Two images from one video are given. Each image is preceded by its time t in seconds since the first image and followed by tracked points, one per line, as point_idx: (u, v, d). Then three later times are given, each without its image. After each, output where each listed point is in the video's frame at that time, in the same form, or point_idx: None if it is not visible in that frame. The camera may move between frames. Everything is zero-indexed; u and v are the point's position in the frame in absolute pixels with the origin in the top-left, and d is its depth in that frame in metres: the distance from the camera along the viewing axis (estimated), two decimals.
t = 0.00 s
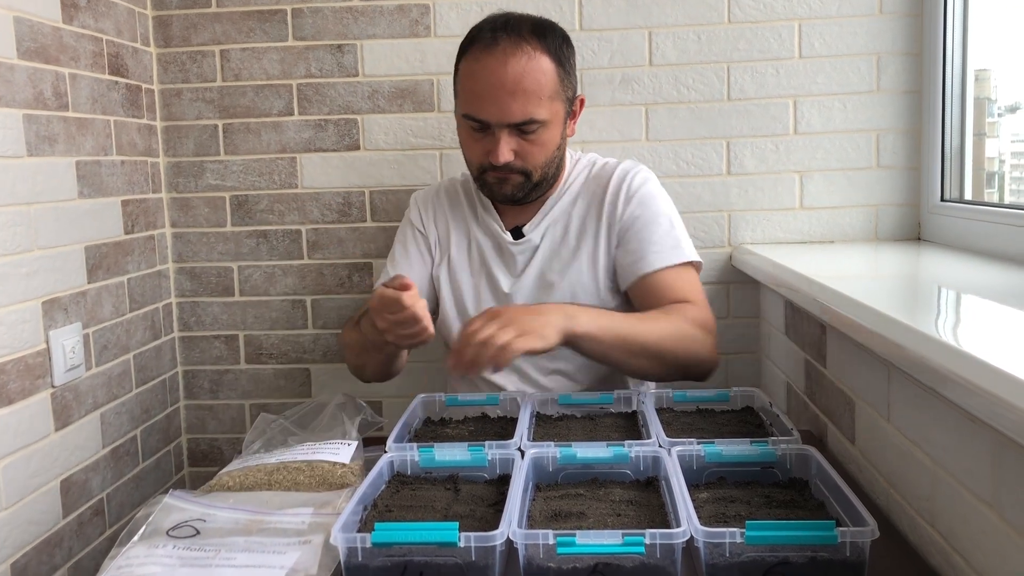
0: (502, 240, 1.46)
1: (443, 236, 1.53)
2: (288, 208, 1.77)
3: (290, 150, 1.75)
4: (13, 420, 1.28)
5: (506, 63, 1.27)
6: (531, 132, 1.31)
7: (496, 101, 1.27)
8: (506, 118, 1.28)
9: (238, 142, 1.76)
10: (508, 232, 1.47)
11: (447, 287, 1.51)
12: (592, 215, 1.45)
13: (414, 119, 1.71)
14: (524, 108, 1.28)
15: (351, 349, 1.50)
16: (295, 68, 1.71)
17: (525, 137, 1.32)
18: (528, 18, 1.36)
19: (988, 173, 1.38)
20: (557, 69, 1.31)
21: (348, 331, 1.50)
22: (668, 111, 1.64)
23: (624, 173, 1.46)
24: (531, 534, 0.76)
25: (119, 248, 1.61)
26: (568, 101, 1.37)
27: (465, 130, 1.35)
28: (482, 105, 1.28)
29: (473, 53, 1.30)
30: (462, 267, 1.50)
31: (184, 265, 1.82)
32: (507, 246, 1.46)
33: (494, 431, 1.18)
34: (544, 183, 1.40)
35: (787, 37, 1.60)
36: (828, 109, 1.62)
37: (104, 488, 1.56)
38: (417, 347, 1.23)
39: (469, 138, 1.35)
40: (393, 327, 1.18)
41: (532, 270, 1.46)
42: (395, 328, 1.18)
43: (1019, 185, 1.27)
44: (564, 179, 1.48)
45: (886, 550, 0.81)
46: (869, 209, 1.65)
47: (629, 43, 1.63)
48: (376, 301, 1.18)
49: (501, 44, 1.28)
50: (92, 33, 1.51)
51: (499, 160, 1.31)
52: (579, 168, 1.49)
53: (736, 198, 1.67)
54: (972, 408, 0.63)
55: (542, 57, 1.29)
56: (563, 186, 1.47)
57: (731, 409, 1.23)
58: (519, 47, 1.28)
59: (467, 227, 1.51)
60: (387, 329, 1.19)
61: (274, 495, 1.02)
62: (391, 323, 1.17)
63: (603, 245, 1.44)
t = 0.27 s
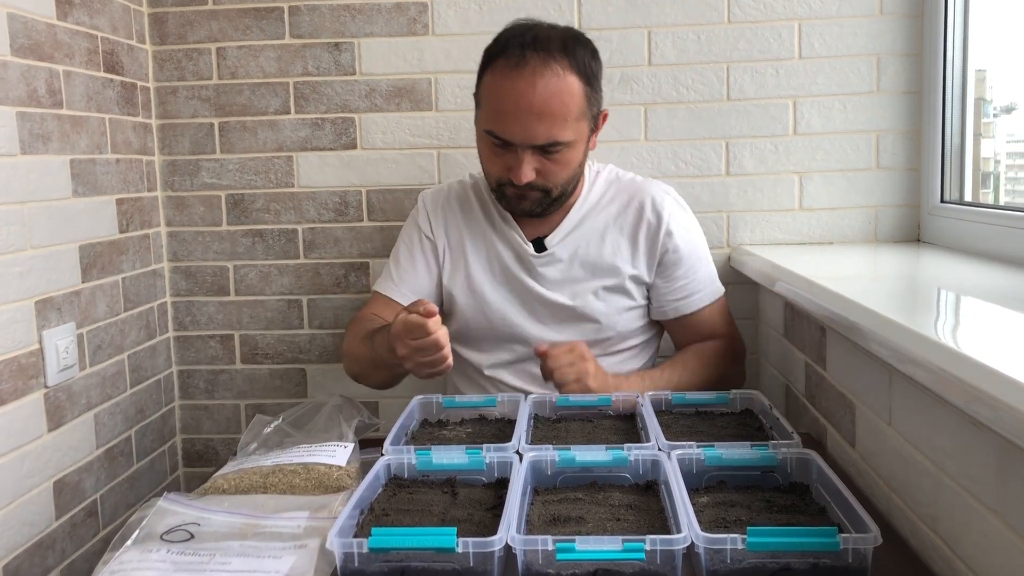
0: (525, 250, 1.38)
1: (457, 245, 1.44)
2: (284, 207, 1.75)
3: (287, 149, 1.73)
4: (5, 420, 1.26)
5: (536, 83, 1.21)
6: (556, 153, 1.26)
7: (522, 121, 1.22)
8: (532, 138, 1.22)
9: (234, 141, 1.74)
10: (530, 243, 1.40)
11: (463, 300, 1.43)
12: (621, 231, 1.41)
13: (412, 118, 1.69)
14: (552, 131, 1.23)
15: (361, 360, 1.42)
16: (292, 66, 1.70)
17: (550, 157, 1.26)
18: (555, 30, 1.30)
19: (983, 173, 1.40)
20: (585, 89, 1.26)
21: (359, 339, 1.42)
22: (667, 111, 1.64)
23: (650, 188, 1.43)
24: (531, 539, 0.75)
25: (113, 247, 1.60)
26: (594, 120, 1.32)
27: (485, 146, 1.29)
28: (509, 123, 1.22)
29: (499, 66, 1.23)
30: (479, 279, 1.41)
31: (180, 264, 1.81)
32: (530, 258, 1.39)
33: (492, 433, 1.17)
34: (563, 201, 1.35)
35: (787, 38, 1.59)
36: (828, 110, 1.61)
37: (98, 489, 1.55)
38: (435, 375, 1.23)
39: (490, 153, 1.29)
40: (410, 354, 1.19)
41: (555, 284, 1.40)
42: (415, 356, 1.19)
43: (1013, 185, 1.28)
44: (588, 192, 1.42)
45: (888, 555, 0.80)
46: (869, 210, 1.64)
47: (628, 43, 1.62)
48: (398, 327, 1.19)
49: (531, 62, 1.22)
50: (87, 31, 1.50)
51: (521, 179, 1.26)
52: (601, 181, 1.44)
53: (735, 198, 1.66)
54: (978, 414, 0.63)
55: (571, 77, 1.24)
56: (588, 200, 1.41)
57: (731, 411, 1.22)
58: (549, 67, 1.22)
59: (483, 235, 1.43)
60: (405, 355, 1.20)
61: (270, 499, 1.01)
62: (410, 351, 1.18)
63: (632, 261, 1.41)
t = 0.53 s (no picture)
0: (535, 261, 1.36)
1: (466, 250, 1.42)
2: (277, 206, 1.73)
3: (280, 147, 1.71)
4: None
5: (558, 107, 1.14)
6: (571, 176, 1.21)
7: (541, 146, 1.16)
8: (548, 163, 1.17)
9: (226, 139, 1.72)
10: (541, 253, 1.37)
11: (470, 305, 1.41)
12: (633, 247, 1.38)
13: (406, 117, 1.67)
14: (570, 156, 1.17)
15: (355, 360, 1.41)
16: (285, 64, 1.68)
17: (565, 180, 1.21)
18: (582, 45, 1.23)
19: (978, 171, 1.40)
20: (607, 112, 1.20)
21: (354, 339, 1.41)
22: (664, 110, 1.62)
23: (665, 204, 1.40)
24: (526, 548, 0.73)
25: (103, 247, 1.57)
26: (613, 140, 1.26)
27: (498, 160, 1.23)
28: (526, 145, 1.16)
29: (520, 83, 1.17)
30: (488, 286, 1.39)
31: (171, 263, 1.78)
32: (541, 270, 1.36)
33: (487, 436, 1.16)
34: (573, 216, 1.31)
35: (785, 35, 1.57)
36: (826, 108, 1.59)
37: (87, 492, 1.53)
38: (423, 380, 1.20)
39: (502, 169, 1.23)
40: (405, 354, 1.16)
41: (563, 295, 1.37)
42: (410, 357, 1.16)
43: (1007, 182, 1.29)
44: (602, 204, 1.39)
45: (890, 563, 0.79)
46: (867, 210, 1.63)
47: (625, 40, 1.60)
48: (399, 325, 1.16)
49: (555, 82, 1.15)
50: (76, 27, 1.47)
51: (532, 200, 1.21)
52: (615, 193, 1.41)
53: (732, 198, 1.65)
54: (983, 422, 0.61)
55: (593, 99, 1.17)
56: (601, 212, 1.38)
57: (729, 414, 1.20)
58: (572, 89, 1.16)
59: (493, 242, 1.40)
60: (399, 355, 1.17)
61: (261, 505, 0.99)
62: (407, 351, 1.15)
63: (642, 278, 1.38)
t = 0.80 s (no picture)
0: (529, 259, 1.34)
1: (459, 247, 1.40)
2: (265, 202, 1.71)
3: (268, 143, 1.69)
4: None
5: (559, 110, 1.11)
6: (567, 180, 1.18)
7: (539, 148, 1.13)
8: (546, 166, 1.14)
9: (213, 134, 1.69)
10: (535, 251, 1.35)
11: (462, 303, 1.39)
12: (628, 246, 1.37)
13: (395, 111, 1.65)
14: (568, 160, 1.14)
15: (342, 351, 1.38)
16: (272, 58, 1.65)
17: (561, 183, 1.19)
18: (586, 46, 1.20)
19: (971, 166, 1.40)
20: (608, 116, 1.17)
21: (343, 330, 1.38)
22: (655, 104, 1.61)
23: (662, 202, 1.38)
24: (516, 553, 0.72)
25: (88, 244, 1.54)
26: (612, 144, 1.23)
27: (495, 159, 1.20)
28: (523, 147, 1.13)
29: (522, 83, 1.14)
30: (482, 284, 1.37)
31: (158, 260, 1.76)
32: (535, 269, 1.34)
33: (477, 436, 1.14)
34: (566, 217, 1.29)
35: (778, 29, 1.56)
36: (819, 103, 1.58)
37: (73, 493, 1.50)
38: (403, 373, 1.18)
39: (499, 168, 1.20)
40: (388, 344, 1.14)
41: (557, 294, 1.36)
42: (393, 347, 1.14)
43: (995, 176, 1.30)
44: (597, 202, 1.37)
45: (884, 565, 0.78)
46: (860, 205, 1.62)
47: (617, 34, 1.58)
48: (387, 313, 1.14)
49: (558, 85, 1.12)
50: (59, 20, 1.44)
51: (527, 202, 1.19)
52: (611, 191, 1.40)
53: (725, 193, 1.64)
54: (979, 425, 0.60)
55: (594, 103, 1.15)
56: (596, 211, 1.37)
57: (721, 412, 1.19)
58: (574, 91, 1.13)
59: (487, 239, 1.38)
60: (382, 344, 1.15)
61: (247, 508, 0.97)
62: (391, 340, 1.13)
63: (637, 278, 1.37)
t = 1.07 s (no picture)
0: (516, 249, 1.33)
1: (445, 236, 1.38)
2: (248, 191, 1.68)
3: (251, 131, 1.65)
4: None
5: (548, 99, 1.09)
6: (556, 170, 1.16)
7: (528, 137, 1.11)
8: (535, 155, 1.12)
9: (195, 123, 1.66)
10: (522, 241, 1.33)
11: (449, 293, 1.37)
12: (617, 236, 1.35)
13: (381, 99, 1.62)
14: (557, 150, 1.12)
15: (332, 347, 1.35)
16: (255, 45, 1.62)
17: (550, 173, 1.17)
18: (576, 34, 1.17)
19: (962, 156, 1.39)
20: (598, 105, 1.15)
21: (330, 327, 1.35)
22: (644, 93, 1.59)
23: (651, 192, 1.37)
24: (504, 549, 0.70)
25: (68, 234, 1.51)
26: (602, 133, 1.21)
27: (483, 147, 1.18)
28: (512, 136, 1.11)
29: (511, 71, 1.11)
30: (469, 274, 1.35)
31: (140, 251, 1.72)
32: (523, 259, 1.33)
33: (465, 429, 1.13)
34: (554, 207, 1.27)
35: (768, 18, 1.55)
36: (809, 92, 1.57)
37: (53, 487, 1.48)
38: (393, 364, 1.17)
39: (486, 156, 1.18)
40: (376, 337, 1.12)
41: (545, 285, 1.34)
42: (381, 341, 1.12)
43: (981, 167, 1.33)
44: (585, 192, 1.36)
45: (877, 558, 0.77)
46: (850, 195, 1.61)
47: (606, 22, 1.56)
48: (375, 307, 1.11)
49: (547, 73, 1.10)
50: (35, 5, 1.40)
51: (515, 191, 1.17)
52: (599, 181, 1.38)
53: (714, 183, 1.62)
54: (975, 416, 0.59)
55: (585, 92, 1.12)
56: (584, 201, 1.35)
57: (711, 404, 1.18)
58: (564, 79, 1.11)
59: (473, 229, 1.36)
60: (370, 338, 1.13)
61: (229, 503, 0.95)
62: (379, 335, 1.11)
63: (626, 269, 1.35)
